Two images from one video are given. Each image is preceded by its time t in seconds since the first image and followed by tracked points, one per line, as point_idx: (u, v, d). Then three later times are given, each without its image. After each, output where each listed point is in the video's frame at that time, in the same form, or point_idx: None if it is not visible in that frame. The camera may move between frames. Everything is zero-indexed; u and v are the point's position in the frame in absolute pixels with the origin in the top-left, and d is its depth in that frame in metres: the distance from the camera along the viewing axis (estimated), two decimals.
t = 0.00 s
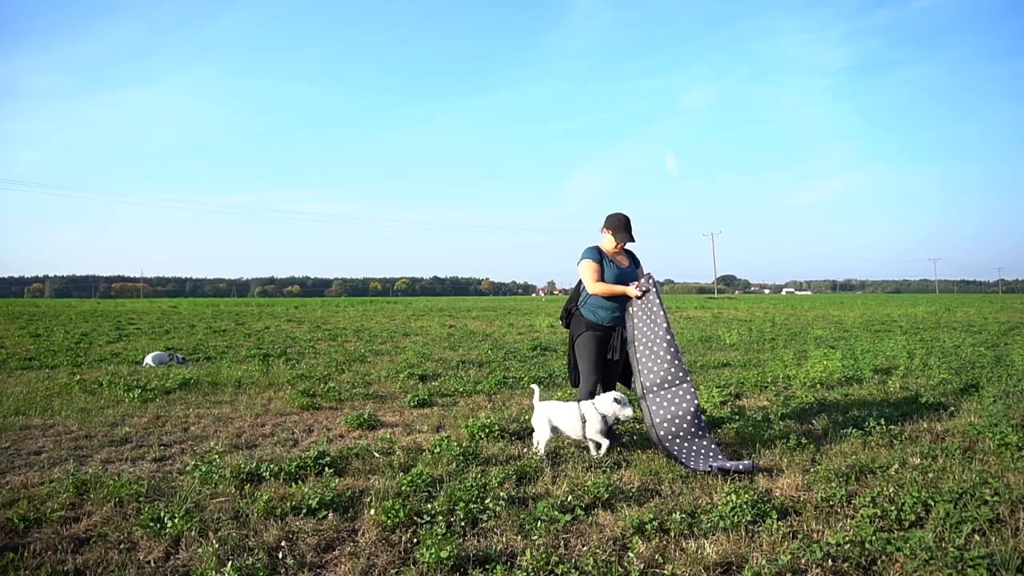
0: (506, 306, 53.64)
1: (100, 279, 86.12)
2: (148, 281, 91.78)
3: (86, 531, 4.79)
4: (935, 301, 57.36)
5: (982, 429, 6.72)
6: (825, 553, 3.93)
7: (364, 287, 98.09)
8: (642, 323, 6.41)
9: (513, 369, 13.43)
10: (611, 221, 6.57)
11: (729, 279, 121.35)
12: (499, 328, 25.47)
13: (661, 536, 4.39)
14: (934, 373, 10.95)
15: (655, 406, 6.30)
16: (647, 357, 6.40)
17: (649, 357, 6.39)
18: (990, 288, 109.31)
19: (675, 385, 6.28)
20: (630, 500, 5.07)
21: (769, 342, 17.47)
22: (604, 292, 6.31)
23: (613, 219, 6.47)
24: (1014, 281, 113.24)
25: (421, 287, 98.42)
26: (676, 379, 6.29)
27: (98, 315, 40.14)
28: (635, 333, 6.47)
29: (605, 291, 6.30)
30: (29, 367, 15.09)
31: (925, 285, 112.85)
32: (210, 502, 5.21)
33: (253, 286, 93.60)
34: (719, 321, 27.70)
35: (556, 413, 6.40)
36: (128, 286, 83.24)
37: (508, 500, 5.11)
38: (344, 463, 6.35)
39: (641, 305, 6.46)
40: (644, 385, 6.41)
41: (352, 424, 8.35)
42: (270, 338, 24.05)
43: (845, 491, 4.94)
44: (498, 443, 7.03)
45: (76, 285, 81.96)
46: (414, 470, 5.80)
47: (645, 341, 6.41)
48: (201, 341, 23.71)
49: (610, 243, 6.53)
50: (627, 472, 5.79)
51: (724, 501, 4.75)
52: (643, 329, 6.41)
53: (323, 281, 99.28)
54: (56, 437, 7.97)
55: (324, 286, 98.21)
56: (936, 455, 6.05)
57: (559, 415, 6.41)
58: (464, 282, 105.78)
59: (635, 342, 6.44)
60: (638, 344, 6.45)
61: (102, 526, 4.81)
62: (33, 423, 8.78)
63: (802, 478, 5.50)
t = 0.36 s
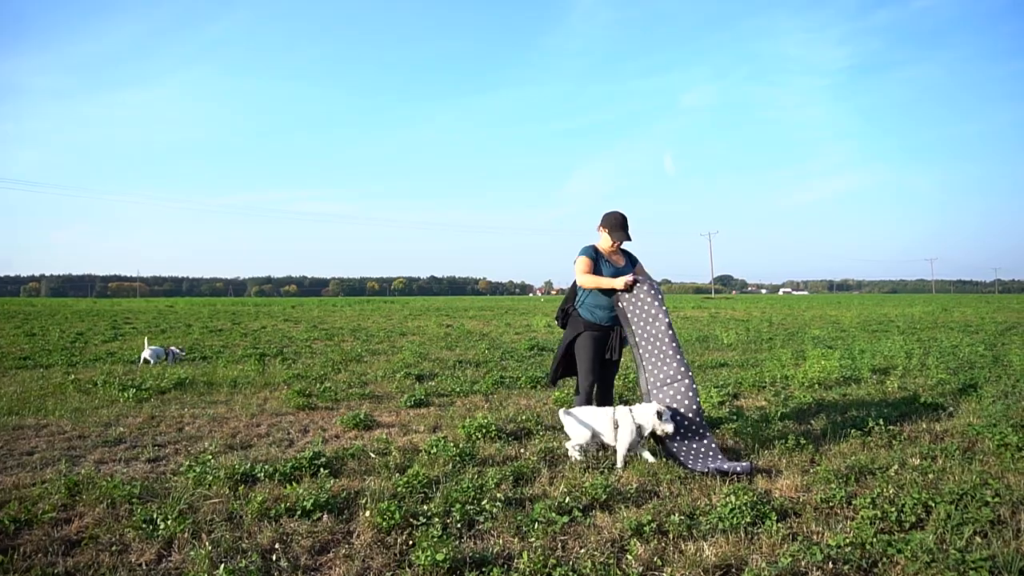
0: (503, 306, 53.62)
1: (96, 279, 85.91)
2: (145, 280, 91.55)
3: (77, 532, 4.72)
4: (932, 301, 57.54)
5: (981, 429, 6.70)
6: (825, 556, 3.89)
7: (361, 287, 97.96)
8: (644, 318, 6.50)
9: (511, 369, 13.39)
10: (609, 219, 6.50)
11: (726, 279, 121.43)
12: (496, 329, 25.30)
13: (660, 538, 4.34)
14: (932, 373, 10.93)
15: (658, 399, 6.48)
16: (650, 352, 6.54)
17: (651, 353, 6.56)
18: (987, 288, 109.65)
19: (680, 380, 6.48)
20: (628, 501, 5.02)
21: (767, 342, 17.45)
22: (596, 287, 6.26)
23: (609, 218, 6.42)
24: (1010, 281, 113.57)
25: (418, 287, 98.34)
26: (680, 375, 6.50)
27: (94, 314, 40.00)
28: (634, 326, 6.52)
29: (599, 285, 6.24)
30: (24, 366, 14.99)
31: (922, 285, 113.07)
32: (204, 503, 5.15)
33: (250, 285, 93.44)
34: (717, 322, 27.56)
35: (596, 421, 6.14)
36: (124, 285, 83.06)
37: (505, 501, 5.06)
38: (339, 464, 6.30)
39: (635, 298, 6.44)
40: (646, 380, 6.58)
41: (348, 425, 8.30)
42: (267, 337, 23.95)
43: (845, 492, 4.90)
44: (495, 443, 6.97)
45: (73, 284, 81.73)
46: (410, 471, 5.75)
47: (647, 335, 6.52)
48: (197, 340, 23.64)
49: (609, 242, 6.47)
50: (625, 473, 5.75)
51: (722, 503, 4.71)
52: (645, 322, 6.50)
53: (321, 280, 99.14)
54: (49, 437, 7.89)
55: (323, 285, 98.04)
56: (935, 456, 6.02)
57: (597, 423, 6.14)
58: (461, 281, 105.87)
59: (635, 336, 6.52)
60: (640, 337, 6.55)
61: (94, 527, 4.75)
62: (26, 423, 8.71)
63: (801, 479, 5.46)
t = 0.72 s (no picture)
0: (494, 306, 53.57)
1: (83, 278, 85.15)
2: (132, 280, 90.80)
3: (59, 537, 4.63)
4: (919, 301, 58.07)
5: (971, 429, 6.72)
6: (817, 557, 3.87)
7: (352, 287, 97.60)
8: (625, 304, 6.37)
9: (501, 369, 13.35)
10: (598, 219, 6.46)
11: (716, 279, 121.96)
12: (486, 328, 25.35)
13: (651, 539, 4.31)
14: (921, 372, 10.98)
15: (651, 387, 6.40)
16: (636, 338, 6.44)
17: (638, 338, 6.47)
18: (973, 288, 110.72)
19: (671, 363, 6.39)
20: (619, 503, 4.99)
21: (756, 342, 17.50)
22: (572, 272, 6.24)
23: (597, 217, 6.40)
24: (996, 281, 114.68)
25: (409, 287, 98.17)
26: (671, 358, 6.40)
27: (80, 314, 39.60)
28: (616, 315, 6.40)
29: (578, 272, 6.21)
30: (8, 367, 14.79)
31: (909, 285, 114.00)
32: (190, 506, 5.07)
33: (240, 285, 92.87)
34: (707, 321, 27.79)
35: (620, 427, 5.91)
36: (112, 285, 82.35)
37: (494, 503, 5.02)
38: (327, 465, 6.23)
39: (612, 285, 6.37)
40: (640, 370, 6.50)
41: (337, 425, 8.23)
42: (256, 338, 23.79)
43: (836, 493, 4.89)
44: (485, 444, 6.92)
45: (59, 284, 80.95)
46: (399, 472, 5.69)
47: (630, 322, 6.41)
48: (185, 340, 23.44)
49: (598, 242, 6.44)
50: (616, 474, 5.72)
51: (713, 503, 4.68)
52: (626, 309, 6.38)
53: (311, 280, 98.68)
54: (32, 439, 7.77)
55: (313, 285, 97.60)
56: (925, 456, 6.02)
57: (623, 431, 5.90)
58: (452, 282, 105.62)
59: (618, 324, 6.39)
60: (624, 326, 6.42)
61: (76, 531, 4.66)
62: (9, 425, 8.57)
63: (792, 479, 5.45)
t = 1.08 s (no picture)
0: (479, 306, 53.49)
1: (61, 276, 83.80)
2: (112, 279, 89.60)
3: (34, 541, 4.53)
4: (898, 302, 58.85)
5: (951, 429, 6.79)
6: (801, 558, 3.88)
7: (336, 286, 96.97)
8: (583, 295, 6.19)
9: (486, 370, 13.33)
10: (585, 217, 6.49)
11: (700, 279, 122.69)
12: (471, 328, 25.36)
13: (636, 541, 4.29)
14: (901, 373, 11.10)
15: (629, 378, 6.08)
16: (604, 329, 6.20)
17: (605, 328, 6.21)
18: (951, 290, 112.50)
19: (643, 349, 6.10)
20: (604, 504, 4.97)
21: (740, 343, 17.61)
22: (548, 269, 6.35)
23: (584, 216, 6.47)
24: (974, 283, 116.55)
25: (393, 286, 97.90)
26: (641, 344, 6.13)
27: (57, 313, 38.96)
28: (575, 304, 6.20)
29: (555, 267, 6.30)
30: None
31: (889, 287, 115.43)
32: (169, 509, 4.97)
33: (222, 285, 92.05)
34: (691, 322, 28.03)
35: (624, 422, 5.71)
36: (91, 283, 81.19)
37: (479, 505, 4.98)
38: (310, 467, 6.16)
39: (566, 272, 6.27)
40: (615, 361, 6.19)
41: (320, 426, 8.14)
42: (238, 338, 23.53)
43: (819, 493, 4.91)
44: (469, 445, 6.88)
45: (37, 283, 79.67)
46: (382, 474, 5.63)
47: (590, 306, 6.19)
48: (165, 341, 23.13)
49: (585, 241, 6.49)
50: (600, 475, 5.69)
51: (699, 504, 4.68)
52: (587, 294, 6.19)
53: (294, 280, 98.00)
54: (7, 441, 7.60)
55: (296, 285, 96.90)
56: (907, 455, 6.08)
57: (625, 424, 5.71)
58: (437, 282, 105.43)
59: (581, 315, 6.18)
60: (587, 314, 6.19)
61: (51, 536, 4.55)
62: None
63: (777, 479, 5.46)
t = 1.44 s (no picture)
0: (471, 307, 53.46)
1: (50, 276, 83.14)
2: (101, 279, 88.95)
3: (22, 544, 4.47)
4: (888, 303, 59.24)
5: (943, 429, 6.83)
6: (795, 559, 3.88)
7: (327, 287, 96.63)
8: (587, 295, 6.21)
9: (479, 370, 13.31)
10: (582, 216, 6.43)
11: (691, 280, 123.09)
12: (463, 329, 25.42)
13: (631, 542, 4.28)
14: (893, 373, 11.15)
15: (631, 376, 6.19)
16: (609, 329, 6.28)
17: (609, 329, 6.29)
18: (939, 291, 113.51)
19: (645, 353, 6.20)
20: (598, 505, 4.96)
21: (732, 344, 17.67)
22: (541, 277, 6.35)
23: (577, 214, 6.40)
24: (963, 284, 117.50)
25: (385, 287, 97.72)
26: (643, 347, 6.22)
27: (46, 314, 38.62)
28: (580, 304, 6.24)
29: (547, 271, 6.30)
30: None
31: (879, 287, 116.15)
32: (159, 511, 4.92)
33: (213, 285, 91.62)
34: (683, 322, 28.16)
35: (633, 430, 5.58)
36: (80, 283, 80.58)
37: (473, 506, 4.96)
38: (302, 469, 6.12)
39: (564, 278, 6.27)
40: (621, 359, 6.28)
41: (313, 427, 8.10)
42: (229, 338, 23.39)
43: (813, 494, 4.91)
44: (463, 447, 6.85)
45: (25, 283, 79.00)
46: (375, 476, 5.60)
47: (594, 308, 6.23)
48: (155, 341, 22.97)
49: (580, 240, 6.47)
50: (595, 476, 5.68)
51: (693, 505, 4.68)
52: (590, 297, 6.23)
53: (286, 280, 97.61)
54: None
55: (288, 285, 96.53)
56: (899, 456, 6.10)
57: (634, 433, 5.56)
58: (429, 282, 105.23)
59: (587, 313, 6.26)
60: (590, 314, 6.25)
61: (40, 539, 4.50)
62: None
63: (770, 480, 5.46)
